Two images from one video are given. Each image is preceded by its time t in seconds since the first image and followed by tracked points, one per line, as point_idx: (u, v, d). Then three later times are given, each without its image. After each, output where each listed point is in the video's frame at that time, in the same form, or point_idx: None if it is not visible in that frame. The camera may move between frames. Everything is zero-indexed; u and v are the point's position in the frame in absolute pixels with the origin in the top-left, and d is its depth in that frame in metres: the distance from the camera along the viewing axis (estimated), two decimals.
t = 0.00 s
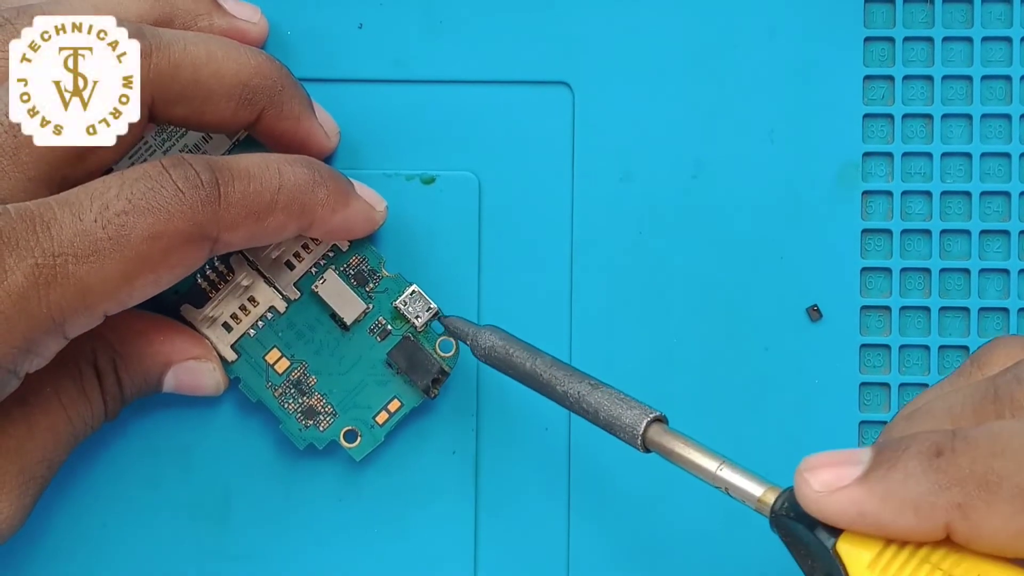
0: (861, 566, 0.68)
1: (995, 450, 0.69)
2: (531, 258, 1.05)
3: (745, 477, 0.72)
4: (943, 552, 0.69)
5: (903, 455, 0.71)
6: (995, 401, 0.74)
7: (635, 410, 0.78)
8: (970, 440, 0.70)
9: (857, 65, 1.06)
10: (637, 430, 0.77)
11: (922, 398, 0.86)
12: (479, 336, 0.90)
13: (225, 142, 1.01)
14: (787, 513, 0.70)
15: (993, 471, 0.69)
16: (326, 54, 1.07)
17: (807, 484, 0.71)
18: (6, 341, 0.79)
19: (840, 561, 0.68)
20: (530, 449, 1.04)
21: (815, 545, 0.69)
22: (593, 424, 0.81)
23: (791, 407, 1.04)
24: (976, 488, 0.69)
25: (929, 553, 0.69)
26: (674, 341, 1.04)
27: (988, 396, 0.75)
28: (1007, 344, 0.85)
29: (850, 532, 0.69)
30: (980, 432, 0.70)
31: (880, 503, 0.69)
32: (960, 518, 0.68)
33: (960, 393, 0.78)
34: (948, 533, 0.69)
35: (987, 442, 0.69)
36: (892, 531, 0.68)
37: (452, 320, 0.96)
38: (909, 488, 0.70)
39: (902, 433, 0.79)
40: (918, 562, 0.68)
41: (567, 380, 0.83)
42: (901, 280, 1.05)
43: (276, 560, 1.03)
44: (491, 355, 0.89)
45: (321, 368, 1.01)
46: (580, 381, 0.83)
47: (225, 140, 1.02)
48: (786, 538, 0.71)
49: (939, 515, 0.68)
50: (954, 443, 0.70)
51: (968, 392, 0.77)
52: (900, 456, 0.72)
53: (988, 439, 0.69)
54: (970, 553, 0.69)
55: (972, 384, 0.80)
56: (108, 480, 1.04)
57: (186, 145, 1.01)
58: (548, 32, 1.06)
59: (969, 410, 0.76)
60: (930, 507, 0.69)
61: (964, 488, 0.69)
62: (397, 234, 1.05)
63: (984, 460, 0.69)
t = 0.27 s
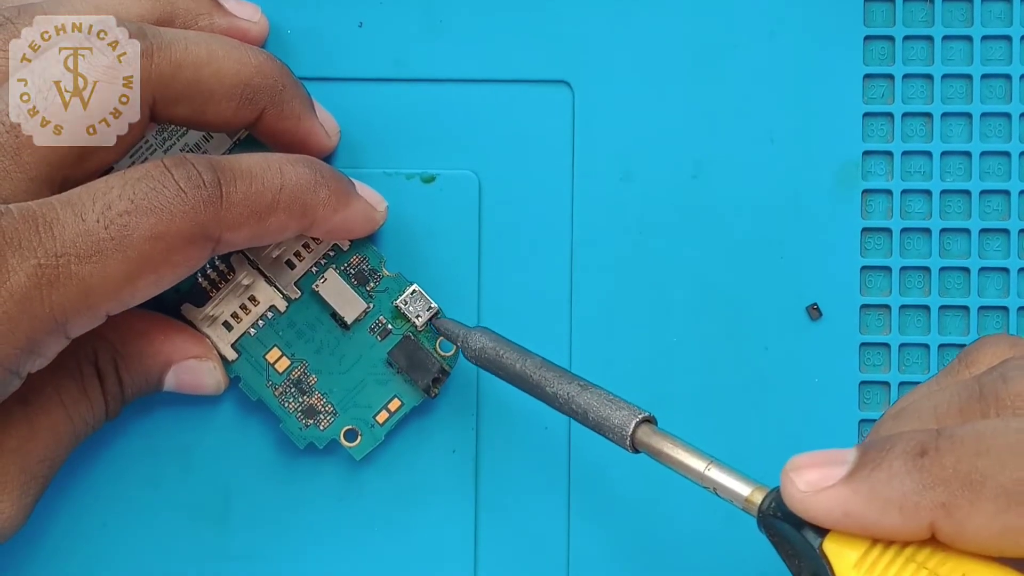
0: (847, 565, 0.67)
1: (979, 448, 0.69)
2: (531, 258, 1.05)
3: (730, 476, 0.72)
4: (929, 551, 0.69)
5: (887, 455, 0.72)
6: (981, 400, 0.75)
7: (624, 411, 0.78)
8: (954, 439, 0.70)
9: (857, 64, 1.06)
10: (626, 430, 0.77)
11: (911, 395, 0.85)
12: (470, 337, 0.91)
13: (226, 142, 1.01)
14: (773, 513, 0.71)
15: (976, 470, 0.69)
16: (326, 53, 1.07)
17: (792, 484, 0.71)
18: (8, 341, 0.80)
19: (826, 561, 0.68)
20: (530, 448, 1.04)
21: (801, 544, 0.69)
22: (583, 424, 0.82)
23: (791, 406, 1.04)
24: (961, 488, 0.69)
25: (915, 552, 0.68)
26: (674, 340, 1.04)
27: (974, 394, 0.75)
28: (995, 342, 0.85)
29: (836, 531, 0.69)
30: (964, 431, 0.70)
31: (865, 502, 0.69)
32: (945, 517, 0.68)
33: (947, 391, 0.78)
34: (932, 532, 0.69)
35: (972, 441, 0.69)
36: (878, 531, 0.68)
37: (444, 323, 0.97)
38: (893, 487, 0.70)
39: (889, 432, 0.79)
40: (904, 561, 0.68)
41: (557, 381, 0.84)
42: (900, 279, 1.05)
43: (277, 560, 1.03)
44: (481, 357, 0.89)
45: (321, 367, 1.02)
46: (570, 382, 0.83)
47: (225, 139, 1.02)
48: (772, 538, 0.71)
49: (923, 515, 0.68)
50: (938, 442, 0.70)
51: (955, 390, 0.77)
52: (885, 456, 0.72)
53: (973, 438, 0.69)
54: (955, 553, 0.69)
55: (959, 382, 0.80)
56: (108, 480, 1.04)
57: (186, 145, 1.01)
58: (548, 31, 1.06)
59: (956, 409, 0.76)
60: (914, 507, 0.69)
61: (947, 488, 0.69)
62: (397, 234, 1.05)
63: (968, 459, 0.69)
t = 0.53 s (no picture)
0: (865, 556, 0.68)
1: (1001, 441, 0.69)
2: (531, 258, 1.05)
3: (747, 467, 0.72)
4: (948, 543, 0.68)
5: (909, 447, 0.71)
6: (1002, 394, 0.75)
7: (641, 401, 0.77)
8: (976, 432, 0.70)
9: (857, 65, 1.06)
10: (644, 420, 0.77)
11: (928, 390, 0.84)
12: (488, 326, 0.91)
13: (226, 143, 1.02)
14: (791, 503, 0.70)
15: (997, 463, 0.69)
16: (326, 53, 1.07)
17: (813, 474, 0.71)
18: (8, 341, 0.79)
19: (844, 552, 0.69)
20: (530, 448, 1.04)
21: (819, 535, 0.69)
22: (599, 415, 0.81)
23: (791, 406, 1.04)
24: (981, 480, 0.69)
25: (934, 544, 0.68)
26: (674, 340, 1.04)
27: (994, 387, 0.76)
28: (1010, 337, 0.86)
29: (854, 523, 0.69)
30: (986, 424, 0.70)
31: (886, 494, 0.69)
32: (966, 509, 0.68)
33: (965, 384, 0.78)
34: (953, 524, 0.69)
35: (994, 434, 0.70)
36: (898, 523, 0.68)
37: (458, 313, 0.96)
38: (915, 478, 0.70)
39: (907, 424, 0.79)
40: (924, 553, 0.67)
41: (573, 371, 0.83)
42: (901, 279, 1.05)
43: (276, 560, 1.03)
44: (497, 347, 0.89)
45: (321, 368, 1.02)
46: (585, 372, 0.83)
47: (226, 140, 1.02)
48: (790, 529, 0.71)
49: (944, 506, 0.68)
50: (960, 435, 0.70)
51: (973, 383, 0.78)
52: (907, 447, 0.71)
53: (994, 430, 0.70)
54: (975, 545, 0.68)
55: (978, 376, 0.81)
56: (108, 480, 1.04)
57: (186, 145, 1.01)
58: (548, 32, 1.06)
59: (975, 402, 0.76)
60: (936, 499, 0.69)
61: (969, 480, 0.69)
62: (397, 234, 1.05)
63: (990, 452, 0.69)
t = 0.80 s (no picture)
0: (855, 561, 0.68)
1: (988, 446, 0.68)
2: (531, 258, 1.05)
3: (739, 473, 0.72)
4: (938, 547, 0.69)
5: (898, 452, 0.71)
6: (989, 399, 0.74)
7: (631, 408, 0.78)
8: (963, 436, 0.69)
9: (857, 64, 1.06)
10: (634, 427, 0.77)
11: (919, 393, 0.85)
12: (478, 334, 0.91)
13: (227, 143, 1.02)
14: (782, 509, 0.70)
15: (985, 467, 0.68)
16: (326, 53, 1.07)
17: (802, 479, 0.71)
18: (8, 340, 0.79)
19: (834, 557, 0.69)
20: (530, 448, 1.04)
21: (810, 540, 0.69)
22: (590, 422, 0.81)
23: (790, 406, 1.04)
24: (969, 485, 0.68)
25: (925, 547, 0.69)
26: (674, 340, 1.04)
27: (982, 392, 0.75)
28: (1002, 341, 0.85)
29: (844, 528, 0.69)
30: (973, 428, 0.70)
31: (875, 499, 0.69)
32: (954, 514, 0.68)
33: (956, 388, 0.78)
34: (942, 529, 0.69)
35: (981, 439, 0.69)
36: (888, 528, 0.68)
37: (450, 320, 0.96)
38: (903, 484, 0.69)
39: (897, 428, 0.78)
40: (914, 557, 0.68)
41: (564, 379, 0.83)
42: (901, 279, 1.05)
43: (276, 560, 1.03)
44: (487, 355, 0.89)
45: (321, 368, 1.02)
46: (576, 380, 0.83)
47: (226, 140, 1.02)
48: (780, 533, 0.71)
49: (932, 511, 0.68)
50: (948, 439, 0.70)
51: (963, 387, 0.77)
52: (895, 453, 0.71)
53: (982, 435, 0.69)
54: (965, 549, 0.68)
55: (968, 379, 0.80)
56: (108, 480, 1.04)
57: (187, 145, 1.01)
58: (548, 32, 1.06)
59: (964, 406, 0.75)
60: (924, 503, 0.68)
61: (957, 485, 0.69)
62: (397, 234, 1.05)
63: (977, 457, 0.69)
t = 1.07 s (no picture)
0: (852, 563, 0.68)
1: (985, 449, 0.68)
2: (531, 258, 1.05)
3: (738, 475, 0.72)
4: (935, 550, 0.69)
5: (894, 455, 0.71)
6: (987, 401, 0.74)
7: (631, 408, 0.78)
8: (960, 439, 0.69)
9: (857, 64, 1.06)
10: (634, 428, 0.77)
11: (917, 395, 0.85)
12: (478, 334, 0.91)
13: (227, 143, 1.02)
14: (779, 510, 0.70)
15: (982, 470, 0.68)
16: (326, 53, 1.07)
17: (798, 481, 0.71)
18: (10, 340, 0.79)
19: (831, 558, 0.68)
20: (530, 448, 1.04)
21: (806, 542, 0.69)
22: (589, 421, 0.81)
23: (790, 406, 1.04)
24: (966, 488, 0.68)
25: (921, 550, 0.69)
26: (674, 340, 1.04)
27: (980, 394, 0.75)
28: (1001, 342, 0.85)
29: (842, 530, 0.69)
30: (970, 431, 0.70)
31: (871, 502, 0.69)
32: (950, 517, 0.68)
33: (954, 390, 0.78)
34: (938, 531, 0.69)
35: (977, 441, 0.69)
36: (885, 530, 0.68)
37: (450, 319, 0.96)
38: (899, 487, 0.69)
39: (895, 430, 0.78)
40: (910, 560, 0.68)
41: (563, 378, 0.83)
42: (901, 279, 1.05)
43: (276, 560, 1.03)
44: (488, 354, 0.89)
45: (322, 368, 1.02)
46: (576, 380, 0.83)
47: (227, 140, 1.02)
48: (778, 535, 0.71)
49: (928, 514, 0.68)
50: (945, 442, 0.70)
51: (961, 389, 0.77)
52: (891, 455, 0.71)
53: (978, 438, 0.69)
54: (962, 553, 0.68)
55: (965, 382, 0.80)
56: (108, 480, 1.04)
57: (188, 146, 1.01)
58: (548, 32, 1.06)
59: (961, 408, 0.75)
60: (920, 506, 0.68)
61: (953, 488, 0.68)
62: (397, 234, 1.05)
63: (974, 459, 0.69)
